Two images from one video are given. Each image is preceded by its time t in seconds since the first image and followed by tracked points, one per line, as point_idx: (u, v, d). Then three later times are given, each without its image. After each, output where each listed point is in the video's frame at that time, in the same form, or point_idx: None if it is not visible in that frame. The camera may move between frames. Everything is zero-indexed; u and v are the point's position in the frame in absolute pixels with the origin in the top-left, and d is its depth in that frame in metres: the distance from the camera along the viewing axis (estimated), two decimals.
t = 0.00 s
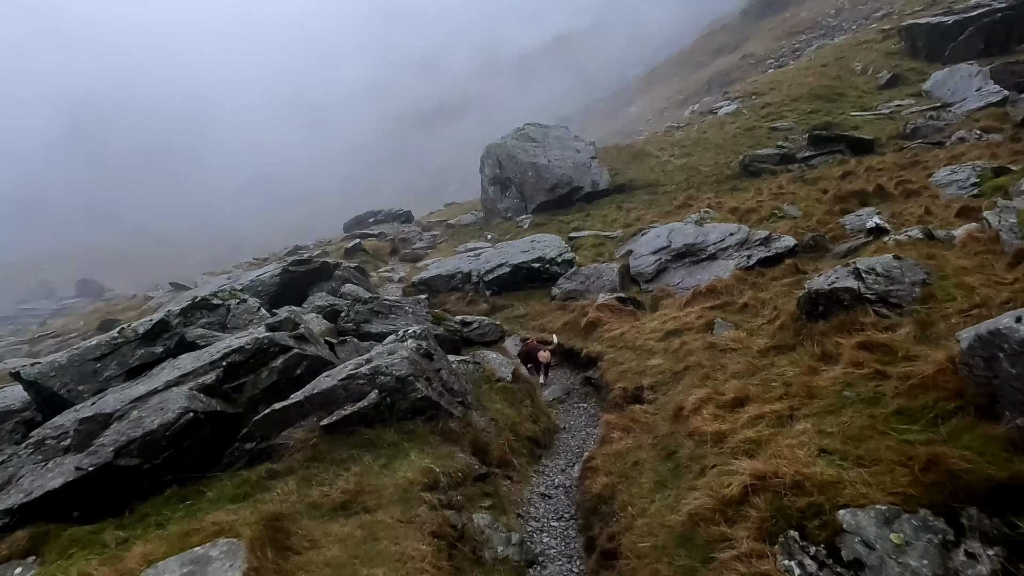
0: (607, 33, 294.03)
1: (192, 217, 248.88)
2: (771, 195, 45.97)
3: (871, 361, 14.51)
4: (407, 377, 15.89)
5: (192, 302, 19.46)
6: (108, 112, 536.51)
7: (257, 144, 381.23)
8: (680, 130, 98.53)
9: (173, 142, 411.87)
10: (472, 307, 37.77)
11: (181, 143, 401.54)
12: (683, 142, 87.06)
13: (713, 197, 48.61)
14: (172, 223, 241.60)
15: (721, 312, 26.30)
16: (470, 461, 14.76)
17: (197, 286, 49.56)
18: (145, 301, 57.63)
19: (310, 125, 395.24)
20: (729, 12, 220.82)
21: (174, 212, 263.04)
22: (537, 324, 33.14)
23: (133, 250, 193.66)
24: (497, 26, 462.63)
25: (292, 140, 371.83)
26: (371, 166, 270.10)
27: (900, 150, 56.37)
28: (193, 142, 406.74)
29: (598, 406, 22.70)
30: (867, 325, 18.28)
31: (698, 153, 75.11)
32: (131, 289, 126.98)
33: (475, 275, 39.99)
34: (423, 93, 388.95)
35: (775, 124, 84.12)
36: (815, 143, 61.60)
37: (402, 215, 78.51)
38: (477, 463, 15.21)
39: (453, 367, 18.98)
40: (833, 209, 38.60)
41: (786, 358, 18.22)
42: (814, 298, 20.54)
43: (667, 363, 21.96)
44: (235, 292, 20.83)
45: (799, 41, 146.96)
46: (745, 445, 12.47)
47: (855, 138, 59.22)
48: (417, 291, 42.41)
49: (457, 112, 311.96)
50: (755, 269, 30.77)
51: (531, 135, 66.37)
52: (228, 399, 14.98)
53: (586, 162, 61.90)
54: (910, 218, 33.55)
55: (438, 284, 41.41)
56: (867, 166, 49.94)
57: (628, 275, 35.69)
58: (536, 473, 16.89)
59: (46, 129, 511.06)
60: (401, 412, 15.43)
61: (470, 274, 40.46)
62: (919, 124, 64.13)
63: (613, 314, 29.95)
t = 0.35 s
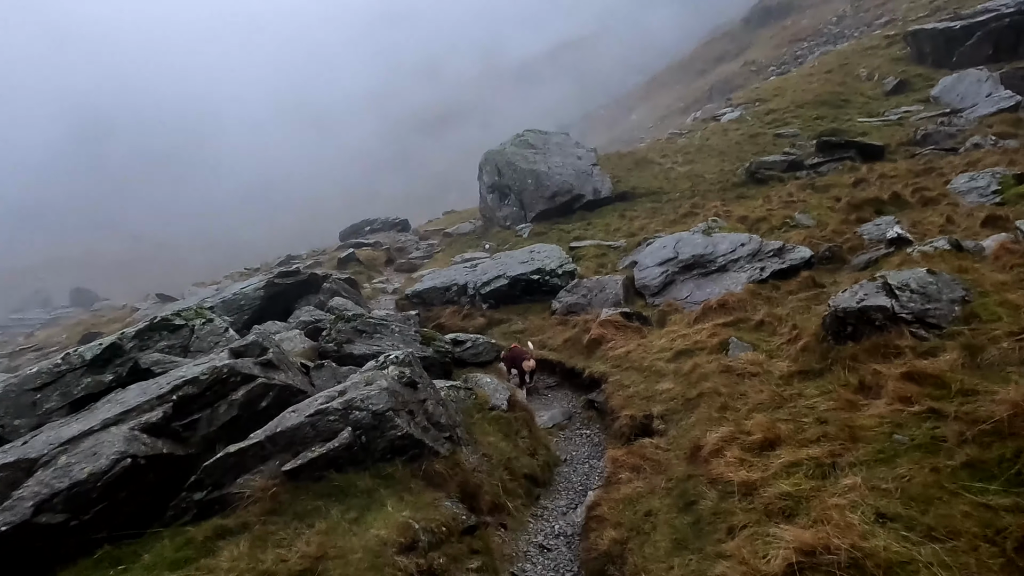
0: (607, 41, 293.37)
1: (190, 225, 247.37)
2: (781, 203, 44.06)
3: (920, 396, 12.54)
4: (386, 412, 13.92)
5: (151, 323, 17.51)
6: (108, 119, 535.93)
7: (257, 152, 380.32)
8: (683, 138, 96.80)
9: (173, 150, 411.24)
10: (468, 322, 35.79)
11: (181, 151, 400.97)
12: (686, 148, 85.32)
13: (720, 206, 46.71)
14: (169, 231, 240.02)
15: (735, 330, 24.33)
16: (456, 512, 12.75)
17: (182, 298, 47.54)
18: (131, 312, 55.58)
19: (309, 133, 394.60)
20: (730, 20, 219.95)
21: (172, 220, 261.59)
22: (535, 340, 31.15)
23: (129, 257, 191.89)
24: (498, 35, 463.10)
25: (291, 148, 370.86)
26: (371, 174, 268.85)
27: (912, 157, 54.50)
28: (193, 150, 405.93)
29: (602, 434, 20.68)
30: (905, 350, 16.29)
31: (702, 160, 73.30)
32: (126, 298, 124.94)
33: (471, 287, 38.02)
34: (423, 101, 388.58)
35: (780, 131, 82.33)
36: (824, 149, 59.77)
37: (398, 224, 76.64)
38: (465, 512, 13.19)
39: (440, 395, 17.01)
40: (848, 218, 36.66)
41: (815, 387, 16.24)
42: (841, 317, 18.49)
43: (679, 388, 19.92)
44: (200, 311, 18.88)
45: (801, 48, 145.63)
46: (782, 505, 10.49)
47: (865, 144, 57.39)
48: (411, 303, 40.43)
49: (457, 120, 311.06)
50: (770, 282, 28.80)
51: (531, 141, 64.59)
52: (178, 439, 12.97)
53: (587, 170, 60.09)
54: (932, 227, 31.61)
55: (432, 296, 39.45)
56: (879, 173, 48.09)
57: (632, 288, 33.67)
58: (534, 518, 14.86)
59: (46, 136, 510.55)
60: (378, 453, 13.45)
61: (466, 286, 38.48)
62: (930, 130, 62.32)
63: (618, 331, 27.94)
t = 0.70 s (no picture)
0: (613, 49, 292.41)
1: (196, 233, 247.07)
2: (800, 207, 41.97)
3: (1006, 430, 10.85)
4: (370, 444, 11.86)
5: (112, 338, 15.58)
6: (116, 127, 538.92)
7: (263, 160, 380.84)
8: (693, 143, 94.85)
9: (180, 159, 412.35)
10: (472, 334, 33.79)
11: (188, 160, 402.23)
12: (697, 154, 83.37)
13: (735, 211, 44.65)
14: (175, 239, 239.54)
15: (763, 345, 22.26)
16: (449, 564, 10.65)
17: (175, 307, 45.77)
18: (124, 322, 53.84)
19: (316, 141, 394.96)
20: (737, 27, 218.55)
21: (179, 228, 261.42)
22: (543, 354, 29.13)
23: (134, 266, 191.15)
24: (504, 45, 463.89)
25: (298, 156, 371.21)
26: (377, 182, 268.20)
27: (934, 160, 52.33)
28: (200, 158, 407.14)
29: (619, 460, 18.62)
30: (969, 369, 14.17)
31: (713, 165, 71.33)
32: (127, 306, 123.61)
33: (475, 296, 36.05)
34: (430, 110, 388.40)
35: (792, 136, 80.27)
36: (841, 153, 57.66)
37: (402, 231, 74.85)
38: (461, 563, 11.10)
39: (437, 420, 14.97)
40: (874, 223, 34.56)
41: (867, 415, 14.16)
42: (889, 331, 16.36)
43: (704, 410, 17.85)
44: (169, 323, 16.88)
45: (810, 55, 143.76)
46: (857, 574, 8.89)
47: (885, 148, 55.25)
48: (411, 313, 38.47)
49: (463, 129, 310.46)
50: (796, 292, 26.74)
51: (538, 146, 62.81)
52: (123, 478, 10.99)
53: (596, 175, 58.20)
54: (968, 232, 29.47)
55: (434, 306, 37.48)
56: (901, 176, 45.97)
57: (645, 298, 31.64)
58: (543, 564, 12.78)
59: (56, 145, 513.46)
60: (360, 494, 11.43)
61: (469, 295, 36.53)
62: (950, 134, 60.15)
63: (633, 344, 25.87)
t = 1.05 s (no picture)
0: (618, 57, 291.36)
1: (201, 242, 246.59)
2: (818, 212, 40.05)
3: None
4: (348, 489, 9.97)
5: (67, 359, 13.92)
6: (122, 135, 539.19)
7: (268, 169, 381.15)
8: (701, 149, 93.01)
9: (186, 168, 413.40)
10: (475, 346, 31.97)
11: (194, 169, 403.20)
12: (706, 159, 81.54)
13: (750, 217, 42.75)
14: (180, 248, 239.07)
15: (792, 361, 20.35)
16: None
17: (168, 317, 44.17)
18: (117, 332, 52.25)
19: (321, 149, 395.03)
20: (742, 34, 217.15)
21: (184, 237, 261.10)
22: (551, 369, 27.27)
23: (138, 275, 190.33)
24: (509, 54, 463.79)
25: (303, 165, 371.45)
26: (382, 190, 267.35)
27: (956, 164, 50.30)
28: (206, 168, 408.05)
29: (637, 492, 16.72)
30: None
31: (724, 171, 69.46)
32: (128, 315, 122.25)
33: (478, 306, 34.23)
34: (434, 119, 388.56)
35: (804, 141, 78.33)
36: (858, 157, 55.70)
37: (404, 239, 73.21)
38: None
39: (429, 453, 13.06)
40: (901, 228, 32.59)
41: (930, 452, 12.24)
42: (942, 349, 14.41)
43: (732, 435, 15.95)
44: (133, 339, 15.11)
45: (818, 61, 141.97)
46: None
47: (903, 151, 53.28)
48: (411, 324, 36.66)
49: (468, 137, 309.84)
50: (823, 302, 24.81)
51: (544, 151, 61.16)
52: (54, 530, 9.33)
53: (603, 180, 56.46)
54: (1006, 237, 27.45)
55: (434, 317, 35.67)
56: (923, 180, 44.03)
57: (658, 309, 29.74)
58: None
59: (62, 153, 515.12)
60: (335, 549, 9.60)
61: (472, 305, 34.71)
62: (970, 137, 58.10)
63: (647, 359, 23.99)
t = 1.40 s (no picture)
0: (626, 65, 289.95)
1: (208, 251, 246.34)
2: (841, 219, 37.91)
3: None
4: (307, 558, 7.93)
5: None
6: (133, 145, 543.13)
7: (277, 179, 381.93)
8: (713, 155, 91.01)
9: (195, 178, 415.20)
10: (478, 362, 30.03)
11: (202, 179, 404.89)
12: (718, 166, 79.53)
13: (769, 224, 40.71)
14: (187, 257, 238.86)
15: (828, 384, 18.25)
16: None
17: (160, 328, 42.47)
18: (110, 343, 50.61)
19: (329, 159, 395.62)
20: (752, 42, 215.21)
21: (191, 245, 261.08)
22: (559, 388, 25.23)
23: (143, 283, 189.69)
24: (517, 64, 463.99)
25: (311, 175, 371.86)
26: (389, 199, 266.57)
27: (983, 169, 48.04)
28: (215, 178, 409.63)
29: (658, 536, 14.67)
30: None
31: (738, 177, 67.42)
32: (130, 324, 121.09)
33: (482, 318, 32.30)
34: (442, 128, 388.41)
35: (819, 147, 76.12)
36: (879, 162, 53.52)
37: (408, 247, 71.46)
38: None
39: (416, 497, 11.03)
40: (935, 235, 30.45)
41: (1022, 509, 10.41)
42: (1018, 375, 12.31)
43: (768, 472, 13.90)
44: (81, 361, 13.25)
45: (829, 67, 139.70)
46: None
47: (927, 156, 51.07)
48: (412, 336, 34.74)
49: (476, 146, 309.41)
50: (857, 316, 22.68)
51: (552, 157, 59.35)
52: None
53: (614, 187, 54.53)
54: None
55: (436, 329, 33.74)
56: (951, 185, 41.81)
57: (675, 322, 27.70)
58: None
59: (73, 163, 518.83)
60: None
61: (475, 317, 32.76)
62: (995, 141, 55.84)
63: (665, 378, 21.94)
